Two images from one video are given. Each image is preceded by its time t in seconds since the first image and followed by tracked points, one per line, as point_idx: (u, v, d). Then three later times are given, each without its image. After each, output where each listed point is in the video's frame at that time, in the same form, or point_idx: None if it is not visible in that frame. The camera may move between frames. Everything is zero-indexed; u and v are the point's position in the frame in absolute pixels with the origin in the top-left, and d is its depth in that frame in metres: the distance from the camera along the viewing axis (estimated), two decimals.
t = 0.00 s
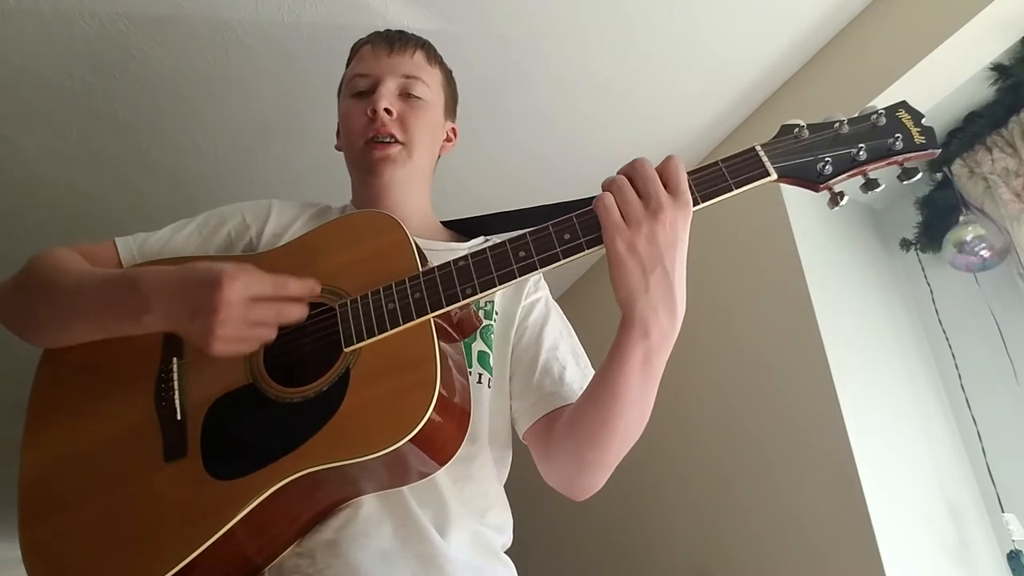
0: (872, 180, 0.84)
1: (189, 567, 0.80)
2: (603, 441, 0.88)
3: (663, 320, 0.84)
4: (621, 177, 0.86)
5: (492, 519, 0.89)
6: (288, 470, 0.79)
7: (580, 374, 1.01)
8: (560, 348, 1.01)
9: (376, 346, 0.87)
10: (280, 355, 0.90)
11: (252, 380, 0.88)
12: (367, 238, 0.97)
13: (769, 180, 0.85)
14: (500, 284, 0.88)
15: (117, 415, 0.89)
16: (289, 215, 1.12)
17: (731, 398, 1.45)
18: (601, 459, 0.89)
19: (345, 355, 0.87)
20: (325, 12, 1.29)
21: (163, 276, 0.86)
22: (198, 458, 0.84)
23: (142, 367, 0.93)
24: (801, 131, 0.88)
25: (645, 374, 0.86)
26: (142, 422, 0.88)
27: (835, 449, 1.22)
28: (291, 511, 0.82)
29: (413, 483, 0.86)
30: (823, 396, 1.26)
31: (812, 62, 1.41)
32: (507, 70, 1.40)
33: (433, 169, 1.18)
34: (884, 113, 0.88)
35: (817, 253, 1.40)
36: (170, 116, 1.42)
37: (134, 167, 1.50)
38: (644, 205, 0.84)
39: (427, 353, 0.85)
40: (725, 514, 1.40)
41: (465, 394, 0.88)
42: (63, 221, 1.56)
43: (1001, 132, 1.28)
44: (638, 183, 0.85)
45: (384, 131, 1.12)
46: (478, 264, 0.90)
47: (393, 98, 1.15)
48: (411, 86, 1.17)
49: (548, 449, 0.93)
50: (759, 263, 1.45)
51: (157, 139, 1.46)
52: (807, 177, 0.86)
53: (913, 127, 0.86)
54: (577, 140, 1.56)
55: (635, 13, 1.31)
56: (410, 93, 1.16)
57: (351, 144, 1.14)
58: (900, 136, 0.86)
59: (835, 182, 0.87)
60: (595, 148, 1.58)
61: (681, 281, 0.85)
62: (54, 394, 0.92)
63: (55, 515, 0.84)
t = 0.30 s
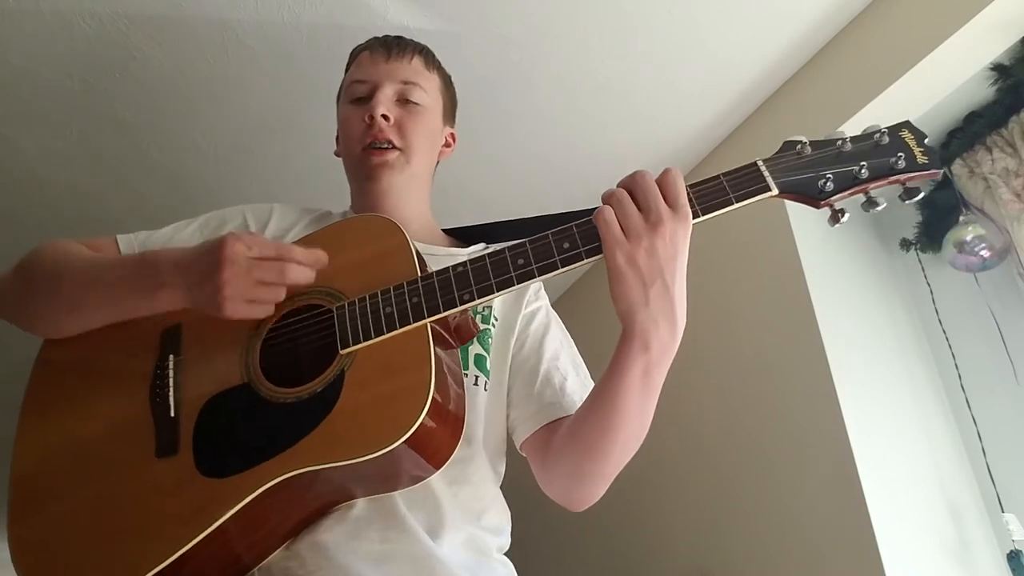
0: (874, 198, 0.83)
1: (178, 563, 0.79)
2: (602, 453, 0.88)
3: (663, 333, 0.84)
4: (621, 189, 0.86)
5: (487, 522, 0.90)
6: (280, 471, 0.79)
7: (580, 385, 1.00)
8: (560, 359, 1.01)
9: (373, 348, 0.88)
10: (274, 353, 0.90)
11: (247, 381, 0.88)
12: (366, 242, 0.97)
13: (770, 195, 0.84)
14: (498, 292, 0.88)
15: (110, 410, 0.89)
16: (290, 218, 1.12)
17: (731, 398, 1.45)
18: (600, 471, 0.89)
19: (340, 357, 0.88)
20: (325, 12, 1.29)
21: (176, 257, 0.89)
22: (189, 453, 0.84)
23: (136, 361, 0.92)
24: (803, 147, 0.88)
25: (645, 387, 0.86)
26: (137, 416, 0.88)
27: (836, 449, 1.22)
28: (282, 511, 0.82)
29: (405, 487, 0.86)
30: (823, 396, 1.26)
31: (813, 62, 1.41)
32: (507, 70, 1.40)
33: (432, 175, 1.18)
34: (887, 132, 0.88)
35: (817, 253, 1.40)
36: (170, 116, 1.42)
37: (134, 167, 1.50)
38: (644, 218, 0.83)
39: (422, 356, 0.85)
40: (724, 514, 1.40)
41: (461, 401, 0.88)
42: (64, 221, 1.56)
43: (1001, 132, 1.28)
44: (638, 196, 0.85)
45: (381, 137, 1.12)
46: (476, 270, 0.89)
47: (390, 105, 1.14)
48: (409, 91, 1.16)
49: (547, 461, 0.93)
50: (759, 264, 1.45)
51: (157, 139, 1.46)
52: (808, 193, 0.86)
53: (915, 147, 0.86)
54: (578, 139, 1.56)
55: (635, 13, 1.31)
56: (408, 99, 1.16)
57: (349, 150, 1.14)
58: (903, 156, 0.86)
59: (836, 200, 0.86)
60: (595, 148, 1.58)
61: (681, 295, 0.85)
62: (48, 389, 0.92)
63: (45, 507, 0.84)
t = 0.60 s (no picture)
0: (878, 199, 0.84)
1: (173, 547, 0.79)
2: (602, 451, 0.88)
3: (665, 329, 0.84)
4: (624, 183, 0.86)
5: (485, 518, 0.89)
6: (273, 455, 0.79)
7: (583, 384, 1.00)
8: (565, 359, 1.00)
9: (375, 335, 0.88)
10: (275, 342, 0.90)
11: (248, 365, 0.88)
12: (372, 232, 0.97)
13: (773, 191, 0.85)
14: (500, 283, 0.88)
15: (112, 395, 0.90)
16: (299, 211, 1.11)
17: (731, 397, 1.45)
18: (601, 469, 0.89)
19: (339, 345, 0.87)
20: (325, 13, 1.29)
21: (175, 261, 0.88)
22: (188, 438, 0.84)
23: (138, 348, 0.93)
24: (808, 145, 0.88)
25: (647, 385, 0.86)
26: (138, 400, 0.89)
27: (836, 449, 1.22)
28: (278, 498, 0.82)
29: (403, 477, 0.86)
30: (823, 396, 1.26)
31: (813, 62, 1.41)
32: (507, 70, 1.40)
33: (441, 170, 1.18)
34: (893, 132, 0.88)
35: (817, 252, 1.40)
36: (170, 116, 1.42)
37: (134, 167, 1.50)
38: (646, 211, 0.84)
39: (421, 346, 0.85)
40: (724, 513, 1.40)
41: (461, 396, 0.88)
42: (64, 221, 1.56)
43: (1001, 132, 1.28)
44: (641, 190, 0.85)
45: (389, 131, 1.12)
46: (479, 261, 0.89)
47: (397, 99, 1.15)
48: (416, 87, 1.16)
49: (547, 459, 0.93)
50: (759, 263, 1.45)
51: (157, 140, 1.46)
52: (812, 190, 0.86)
53: (921, 146, 0.86)
54: (577, 139, 1.56)
55: (634, 13, 1.31)
56: (415, 94, 1.16)
57: (357, 144, 1.14)
58: (909, 155, 0.86)
59: (840, 198, 0.86)
60: (595, 148, 1.58)
61: (683, 290, 0.85)
62: (52, 376, 0.93)
63: (47, 490, 0.85)
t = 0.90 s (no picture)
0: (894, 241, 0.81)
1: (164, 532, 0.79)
2: (605, 474, 0.88)
3: (672, 357, 0.84)
4: (635, 209, 0.85)
5: (476, 524, 0.89)
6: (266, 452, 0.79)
7: (593, 398, 1.00)
8: (575, 372, 1.01)
9: (376, 339, 0.87)
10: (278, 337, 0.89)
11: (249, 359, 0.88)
12: (381, 238, 0.97)
13: (787, 228, 0.82)
14: (503, 297, 0.87)
15: (116, 378, 0.90)
16: (317, 206, 1.11)
17: (731, 396, 1.45)
18: (603, 490, 0.89)
19: (340, 346, 0.87)
20: (325, 12, 1.28)
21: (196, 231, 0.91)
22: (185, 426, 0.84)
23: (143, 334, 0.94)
24: (827, 182, 0.86)
25: (652, 412, 0.86)
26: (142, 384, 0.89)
27: (836, 449, 1.22)
28: (270, 492, 0.82)
29: (393, 482, 0.86)
30: (823, 396, 1.26)
31: (813, 62, 1.41)
32: (507, 70, 1.40)
33: (455, 164, 1.18)
34: (916, 173, 0.85)
35: (817, 253, 1.40)
36: (170, 117, 1.42)
37: (134, 167, 1.50)
38: (656, 239, 0.83)
39: (421, 355, 0.85)
40: (724, 513, 1.41)
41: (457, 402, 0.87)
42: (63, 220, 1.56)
43: (1001, 132, 1.28)
44: (652, 217, 0.84)
45: (400, 121, 1.12)
46: (484, 274, 0.89)
47: (410, 91, 1.15)
48: (431, 81, 1.17)
49: (551, 476, 0.94)
50: (759, 262, 1.45)
51: (157, 140, 1.46)
52: (827, 229, 0.84)
53: (944, 192, 0.84)
54: (578, 140, 1.56)
55: (634, 13, 1.31)
56: (429, 87, 1.16)
57: (371, 134, 1.15)
58: (929, 200, 0.84)
59: (854, 239, 0.85)
60: (595, 148, 1.58)
61: (691, 317, 0.85)
62: (54, 360, 0.93)
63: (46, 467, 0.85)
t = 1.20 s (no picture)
0: (905, 267, 0.82)
1: (162, 523, 0.79)
2: (605, 486, 0.88)
3: (677, 373, 0.83)
4: (649, 225, 0.85)
5: (475, 526, 0.89)
6: (267, 448, 0.79)
7: (596, 407, 1.00)
8: (578, 381, 1.01)
9: (384, 342, 0.87)
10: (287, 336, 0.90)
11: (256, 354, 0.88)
12: (392, 240, 0.97)
13: (798, 250, 0.83)
14: (514, 304, 0.87)
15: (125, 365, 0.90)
16: (326, 202, 1.12)
17: (732, 396, 1.45)
18: (600, 502, 0.89)
19: (349, 345, 0.87)
20: (325, 13, 1.28)
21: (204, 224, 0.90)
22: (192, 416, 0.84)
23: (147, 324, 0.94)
24: (840, 207, 0.86)
25: (655, 426, 0.86)
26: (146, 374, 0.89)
27: (836, 449, 1.22)
28: (270, 488, 0.82)
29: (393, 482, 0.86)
30: (823, 396, 1.26)
31: (813, 62, 1.41)
32: (507, 70, 1.40)
33: (465, 166, 1.17)
34: (927, 203, 0.86)
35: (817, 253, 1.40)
36: (170, 117, 1.42)
37: (135, 167, 1.50)
38: (668, 255, 0.83)
39: (431, 357, 0.84)
40: (724, 512, 1.41)
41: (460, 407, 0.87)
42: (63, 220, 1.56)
43: (1001, 132, 1.28)
44: (666, 232, 0.84)
45: (411, 123, 1.12)
46: (497, 280, 0.89)
47: (421, 93, 1.15)
48: (442, 84, 1.17)
49: (550, 484, 0.93)
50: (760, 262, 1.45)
51: (157, 140, 1.46)
52: (838, 253, 0.84)
53: (955, 223, 0.84)
54: (578, 140, 1.56)
55: (634, 13, 1.31)
56: (440, 90, 1.16)
57: (382, 138, 1.14)
58: (940, 230, 0.84)
59: (864, 264, 0.85)
60: (595, 148, 1.58)
61: (700, 333, 0.84)
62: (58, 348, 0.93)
63: (45, 453, 0.84)
